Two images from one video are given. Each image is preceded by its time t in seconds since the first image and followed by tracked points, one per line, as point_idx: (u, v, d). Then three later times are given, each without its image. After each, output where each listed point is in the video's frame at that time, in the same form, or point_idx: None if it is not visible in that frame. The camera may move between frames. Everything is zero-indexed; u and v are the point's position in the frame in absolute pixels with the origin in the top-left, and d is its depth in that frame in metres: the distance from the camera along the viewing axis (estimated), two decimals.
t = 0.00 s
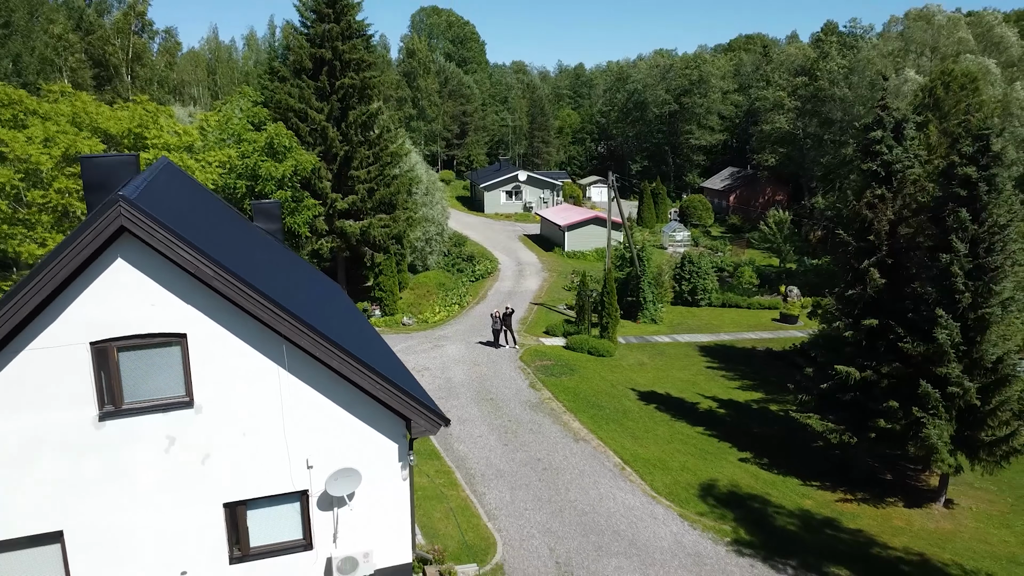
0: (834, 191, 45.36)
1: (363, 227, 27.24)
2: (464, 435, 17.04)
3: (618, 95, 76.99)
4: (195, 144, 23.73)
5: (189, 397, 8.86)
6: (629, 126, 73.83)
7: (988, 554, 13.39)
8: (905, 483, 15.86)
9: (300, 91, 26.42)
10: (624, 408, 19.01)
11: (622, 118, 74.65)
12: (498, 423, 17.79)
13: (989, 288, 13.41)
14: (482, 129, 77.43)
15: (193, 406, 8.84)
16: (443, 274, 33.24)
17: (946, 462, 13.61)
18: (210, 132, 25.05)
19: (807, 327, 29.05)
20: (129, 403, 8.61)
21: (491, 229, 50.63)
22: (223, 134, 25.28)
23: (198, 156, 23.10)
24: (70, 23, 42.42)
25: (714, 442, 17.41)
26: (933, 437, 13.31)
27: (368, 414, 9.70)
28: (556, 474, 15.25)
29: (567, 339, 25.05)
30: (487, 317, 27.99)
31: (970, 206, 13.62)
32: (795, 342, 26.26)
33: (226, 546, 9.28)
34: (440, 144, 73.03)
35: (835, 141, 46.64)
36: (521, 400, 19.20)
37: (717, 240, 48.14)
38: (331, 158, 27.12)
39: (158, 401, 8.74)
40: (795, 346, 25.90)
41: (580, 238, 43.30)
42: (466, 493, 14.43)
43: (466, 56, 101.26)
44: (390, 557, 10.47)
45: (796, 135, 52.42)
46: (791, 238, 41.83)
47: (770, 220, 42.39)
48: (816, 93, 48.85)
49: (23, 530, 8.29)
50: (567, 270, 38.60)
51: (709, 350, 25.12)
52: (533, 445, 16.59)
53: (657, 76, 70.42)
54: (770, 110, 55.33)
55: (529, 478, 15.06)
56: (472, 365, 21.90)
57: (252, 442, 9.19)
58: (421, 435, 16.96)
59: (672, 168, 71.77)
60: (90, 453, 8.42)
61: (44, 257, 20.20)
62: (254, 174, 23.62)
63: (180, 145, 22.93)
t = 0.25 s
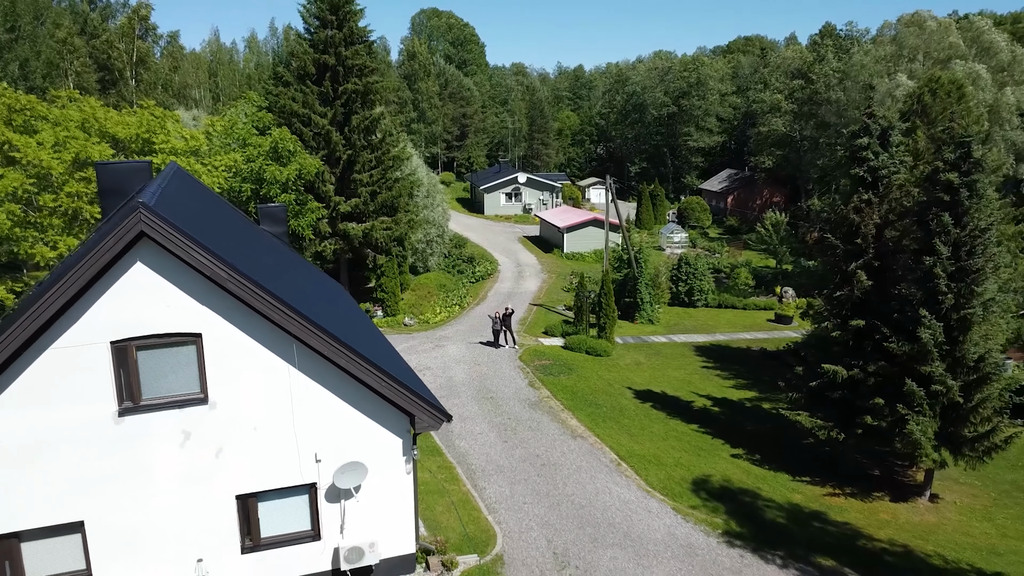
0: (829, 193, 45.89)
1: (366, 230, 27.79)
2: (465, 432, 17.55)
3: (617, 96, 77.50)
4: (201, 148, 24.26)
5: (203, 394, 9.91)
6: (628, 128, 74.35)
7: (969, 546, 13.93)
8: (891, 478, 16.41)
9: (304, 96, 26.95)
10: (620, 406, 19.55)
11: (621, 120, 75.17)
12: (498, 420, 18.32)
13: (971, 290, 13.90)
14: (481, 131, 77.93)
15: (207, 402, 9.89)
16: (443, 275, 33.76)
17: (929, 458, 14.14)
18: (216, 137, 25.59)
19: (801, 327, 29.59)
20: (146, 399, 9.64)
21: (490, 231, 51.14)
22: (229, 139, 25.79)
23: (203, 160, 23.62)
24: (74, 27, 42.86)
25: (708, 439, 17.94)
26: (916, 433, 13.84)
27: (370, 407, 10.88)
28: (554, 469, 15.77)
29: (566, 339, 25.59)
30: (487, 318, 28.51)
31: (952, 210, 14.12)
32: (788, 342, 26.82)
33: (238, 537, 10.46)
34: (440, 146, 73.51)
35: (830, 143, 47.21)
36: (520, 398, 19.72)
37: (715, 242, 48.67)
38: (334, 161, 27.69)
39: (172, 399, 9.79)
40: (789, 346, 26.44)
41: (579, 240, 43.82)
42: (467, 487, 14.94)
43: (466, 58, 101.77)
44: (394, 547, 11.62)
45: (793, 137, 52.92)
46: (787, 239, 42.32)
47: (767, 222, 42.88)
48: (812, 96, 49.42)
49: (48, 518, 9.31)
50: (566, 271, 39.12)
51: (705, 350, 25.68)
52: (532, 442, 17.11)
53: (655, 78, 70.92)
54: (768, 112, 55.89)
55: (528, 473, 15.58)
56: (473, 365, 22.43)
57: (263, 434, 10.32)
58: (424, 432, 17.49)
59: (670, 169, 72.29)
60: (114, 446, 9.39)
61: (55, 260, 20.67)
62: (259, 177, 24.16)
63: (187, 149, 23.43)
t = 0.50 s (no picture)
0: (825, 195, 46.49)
1: (368, 233, 28.40)
2: (466, 430, 18.13)
3: (616, 99, 78.06)
4: (208, 153, 24.85)
5: (219, 391, 11.04)
6: (627, 131, 74.95)
7: (950, 537, 14.53)
8: (878, 473, 17.00)
9: (308, 102, 27.59)
10: (617, 405, 20.14)
11: (621, 122, 75.75)
12: (498, 418, 18.90)
13: (952, 292, 14.48)
14: (482, 133, 78.51)
15: (221, 399, 11.01)
16: (444, 277, 34.33)
17: (912, 453, 14.73)
18: (223, 142, 26.20)
19: (795, 328, 30.20)
20: (165, 396, 10.76)
21: (491, 233, 51.69)
22: (235, 144, 26.40)
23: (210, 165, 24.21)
24: (80, 32, 43.46)
25: (701, 436, 18.53)
26: (900, 429, 14.42)
27: (377, 405, 11.84)
28: (552, 465, 16.36)
29: (564, 340, 26.18)
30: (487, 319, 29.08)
31: (934, 215, 14.70)
32: (782, 342, 27.43)
33: (252, 527, 11.55)
34: (441, 148, 74.02)
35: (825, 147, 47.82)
36: (520, 397, 20.31)
37: (712, 244, 49.26)
38: (337, 166, 28.34)
39: (189, 396, 10.90)
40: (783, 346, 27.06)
41: (578, 242, 44.40)
42: (468, 482, 15.53)
43: (466, 61, 102.35)
44: (400, 538, 12.47)
45: (790, 140, 53.46)
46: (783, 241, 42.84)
47: (763, 224, 43.45)
48: (808, 100, 50.05)
49: (72, 509, 10.52)
50: (565, 273, 39.72)
51: (700, 350, 26.29)
52: (531, 438, 17.71)
53: (654, 81, 71.47)
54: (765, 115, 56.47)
55: (527, 469, 16.17)
56: (473, 364, 23.03)
57: (276, 430, 11.37)
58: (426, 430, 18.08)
59: (669, 171, 72.86)
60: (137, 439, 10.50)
61: (68, 262, 21.27)
62: (265, 182, 24.79)
63: (195, 154, 24.05)
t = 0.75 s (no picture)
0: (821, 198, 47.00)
1: (370, 235, 28.90)
2: (466, 428, 18.63)
3: (615, 101, 78.54)
4: (214, 158, 25.36)
5: (230, 390, 11.54)
6: (626, 133, 75.43)
7: (935, 531, 15.03)
8: (867, 470, 17.51)
9: (311, 108, 28.16)
10: (614, 404, 20.64)
11: (620, 124, 76.25)
12: (499, 416, 19.41)
13: (937, 294, 14.97)
14: (482, 136, 79.01)
15: (233, 397, 11.51)
16: (445, 278, 34.82)
17: (899, 449, 15.23)
18: (228, 146, 26.71)
19: (790, 329, 30.70)
20: (179, 395, 11.26)
21: (491, 235, 52.18)
22: (240, 148, 26.91)
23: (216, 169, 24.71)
24: (85, 36, 43.94)
25: (696, 434, 19.03)
26: (887, 426, 14.91)
27: (382, 403, 12.36)
28: (550, 462, 16.86)
29: (563, 340, 26.69)
30: (487, 320, 29.56)
31: (919, 220, 15.20)
32: (777, 343, 27.94)
33: (261, 520, 12.02)
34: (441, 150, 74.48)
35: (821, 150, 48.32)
36: (520, 396, 20.81)
37: (710, 245, 49.75)
38: (340, 169, 28.87)
39: (202, 394, 11.40)
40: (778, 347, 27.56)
41: (577, 244, 44.89)
42: (469, 478, 16.03)
43: (466, 63, 102.85)
44: (404, 531, 12.96)
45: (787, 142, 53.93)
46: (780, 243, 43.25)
47: (760, 226, 43.93)
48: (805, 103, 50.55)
49: (90, 502, 10.99)
50: (564, 275, 40.20)
51: (696, 350, 26.80)
52: (530, 436, 18.21)
53: (653, 83, 71.94)
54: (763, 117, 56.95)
55: (526, 465, 16.67)
56: (474, 365, 23.53)
57: (285, 427, 11.87)
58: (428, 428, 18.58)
59: (668, 173, 73.34)
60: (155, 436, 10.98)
61: (78, 265, 21.78)
62: (269, 185, 25.33)
63: (201, 159, 24.58)
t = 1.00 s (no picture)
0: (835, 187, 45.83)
1: (373, 238, 29.47)
2: (467, 426, 19.19)
3: (614, 103, 79.15)
4: (220, 161, 25.94)
5: (242, 387, 12.10)
6: (624, 135, 76.04)
7: (919, 524, 15.61)
8: (855, 466, 18.09)
9: (315, 113, 28.81)
10: (610, 403, 21.23)
11: (618, 126, 76.89)
12: (499, 414, 19.99)
13: (921, 296, 15.52)
14: (481, 138, 79.58)
15: (245, 395, 12.07)
16: (446, 280, 35.38)
17: (884, 446, 15.80)
18: (233, 151, 27.25)
19: (785, 330, 31.28)
20: (193, 392, 11.81)
21: (491, 236, 52.75)
22: (245, 152, 27.48)
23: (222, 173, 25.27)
24: (90, 41, 44.51)
25: (690, 432, 19.59)
26: (872, 423, 15.48)
27: (387, 401, 12.93)
28: (548, 458, 17.43)
29: (561, 341, 27.25)
30: (487, 321, 30.10)
31: (904, 224, 15.79)
32: (771, 343, 28.52)
33: (272, 512, 12.59)
34: (441, 153, 75.10)
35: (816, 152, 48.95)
36: (519, 395, 21.38)
37: (707, 247, 50.31)
38: (343, 172, 29.47)
39: (215, 392, 11.96)
40: (772, 347, 28.15)
41: (576, 245, 45.47)
42: (470, 474, 16.59)
43: (466, 65, 103.48)
44: (408, 523, 13.53)
45: (783, 144, 54.51)
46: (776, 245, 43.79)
47: (756, 228, 44.51)
48: (801, 105, 51.14)
49: (110, 494, 11.57)
50: (563, 276, 40.78)
51: (692, 350, 27.38)
52: (529, 433, 18.78)
53: (651, 86, 72.54)
54: (760, 120, 57.56)
55: (525, 461, 17.24)
56: (475, 364, 24.08)
57: (294, 424, 12.43)
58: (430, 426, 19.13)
59: (666, 175, 73.91)
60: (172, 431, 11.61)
61: (89, 267, 22.35)
62: (274, 188, 25.96)
63: (207, 163, 25.13)
